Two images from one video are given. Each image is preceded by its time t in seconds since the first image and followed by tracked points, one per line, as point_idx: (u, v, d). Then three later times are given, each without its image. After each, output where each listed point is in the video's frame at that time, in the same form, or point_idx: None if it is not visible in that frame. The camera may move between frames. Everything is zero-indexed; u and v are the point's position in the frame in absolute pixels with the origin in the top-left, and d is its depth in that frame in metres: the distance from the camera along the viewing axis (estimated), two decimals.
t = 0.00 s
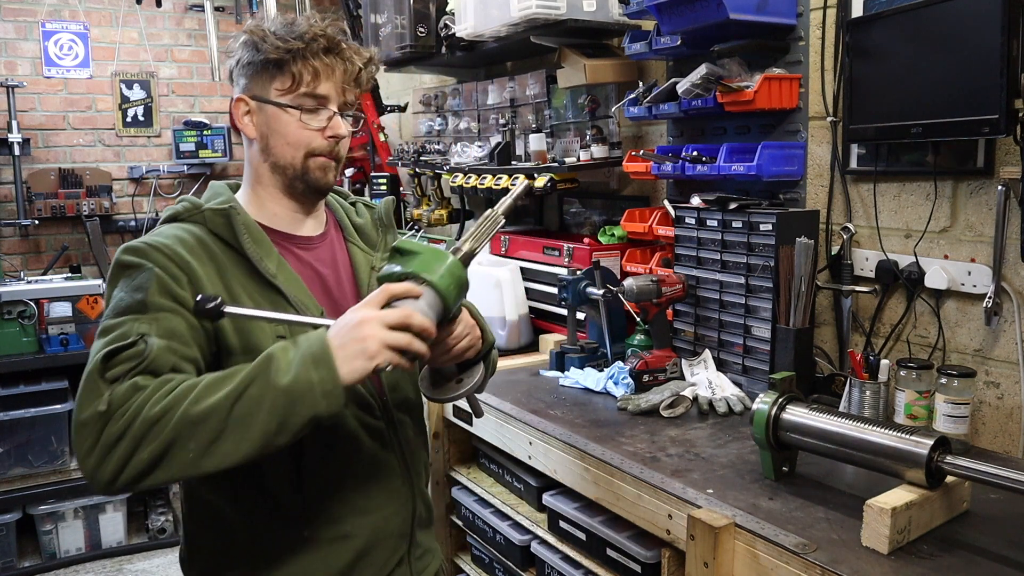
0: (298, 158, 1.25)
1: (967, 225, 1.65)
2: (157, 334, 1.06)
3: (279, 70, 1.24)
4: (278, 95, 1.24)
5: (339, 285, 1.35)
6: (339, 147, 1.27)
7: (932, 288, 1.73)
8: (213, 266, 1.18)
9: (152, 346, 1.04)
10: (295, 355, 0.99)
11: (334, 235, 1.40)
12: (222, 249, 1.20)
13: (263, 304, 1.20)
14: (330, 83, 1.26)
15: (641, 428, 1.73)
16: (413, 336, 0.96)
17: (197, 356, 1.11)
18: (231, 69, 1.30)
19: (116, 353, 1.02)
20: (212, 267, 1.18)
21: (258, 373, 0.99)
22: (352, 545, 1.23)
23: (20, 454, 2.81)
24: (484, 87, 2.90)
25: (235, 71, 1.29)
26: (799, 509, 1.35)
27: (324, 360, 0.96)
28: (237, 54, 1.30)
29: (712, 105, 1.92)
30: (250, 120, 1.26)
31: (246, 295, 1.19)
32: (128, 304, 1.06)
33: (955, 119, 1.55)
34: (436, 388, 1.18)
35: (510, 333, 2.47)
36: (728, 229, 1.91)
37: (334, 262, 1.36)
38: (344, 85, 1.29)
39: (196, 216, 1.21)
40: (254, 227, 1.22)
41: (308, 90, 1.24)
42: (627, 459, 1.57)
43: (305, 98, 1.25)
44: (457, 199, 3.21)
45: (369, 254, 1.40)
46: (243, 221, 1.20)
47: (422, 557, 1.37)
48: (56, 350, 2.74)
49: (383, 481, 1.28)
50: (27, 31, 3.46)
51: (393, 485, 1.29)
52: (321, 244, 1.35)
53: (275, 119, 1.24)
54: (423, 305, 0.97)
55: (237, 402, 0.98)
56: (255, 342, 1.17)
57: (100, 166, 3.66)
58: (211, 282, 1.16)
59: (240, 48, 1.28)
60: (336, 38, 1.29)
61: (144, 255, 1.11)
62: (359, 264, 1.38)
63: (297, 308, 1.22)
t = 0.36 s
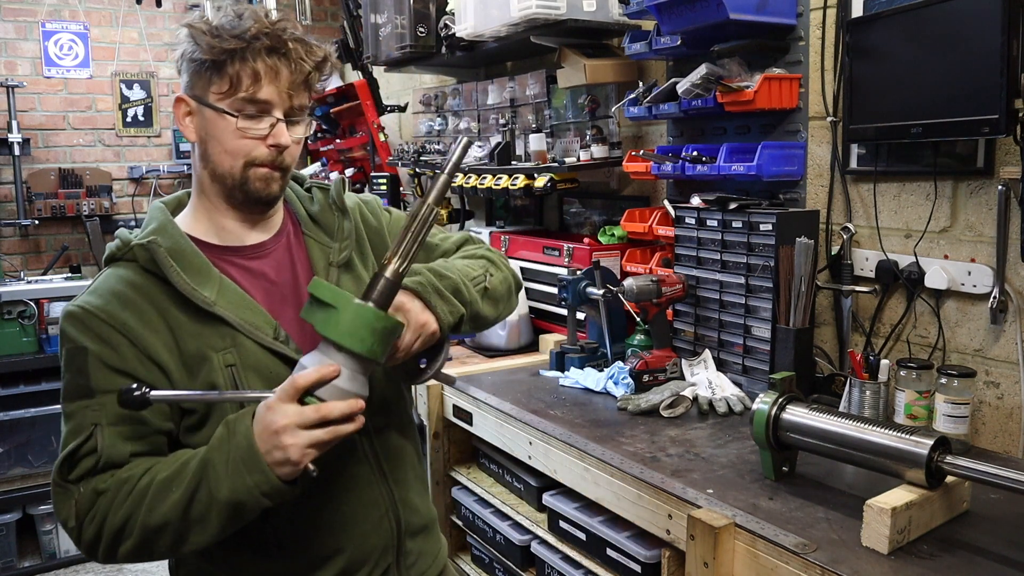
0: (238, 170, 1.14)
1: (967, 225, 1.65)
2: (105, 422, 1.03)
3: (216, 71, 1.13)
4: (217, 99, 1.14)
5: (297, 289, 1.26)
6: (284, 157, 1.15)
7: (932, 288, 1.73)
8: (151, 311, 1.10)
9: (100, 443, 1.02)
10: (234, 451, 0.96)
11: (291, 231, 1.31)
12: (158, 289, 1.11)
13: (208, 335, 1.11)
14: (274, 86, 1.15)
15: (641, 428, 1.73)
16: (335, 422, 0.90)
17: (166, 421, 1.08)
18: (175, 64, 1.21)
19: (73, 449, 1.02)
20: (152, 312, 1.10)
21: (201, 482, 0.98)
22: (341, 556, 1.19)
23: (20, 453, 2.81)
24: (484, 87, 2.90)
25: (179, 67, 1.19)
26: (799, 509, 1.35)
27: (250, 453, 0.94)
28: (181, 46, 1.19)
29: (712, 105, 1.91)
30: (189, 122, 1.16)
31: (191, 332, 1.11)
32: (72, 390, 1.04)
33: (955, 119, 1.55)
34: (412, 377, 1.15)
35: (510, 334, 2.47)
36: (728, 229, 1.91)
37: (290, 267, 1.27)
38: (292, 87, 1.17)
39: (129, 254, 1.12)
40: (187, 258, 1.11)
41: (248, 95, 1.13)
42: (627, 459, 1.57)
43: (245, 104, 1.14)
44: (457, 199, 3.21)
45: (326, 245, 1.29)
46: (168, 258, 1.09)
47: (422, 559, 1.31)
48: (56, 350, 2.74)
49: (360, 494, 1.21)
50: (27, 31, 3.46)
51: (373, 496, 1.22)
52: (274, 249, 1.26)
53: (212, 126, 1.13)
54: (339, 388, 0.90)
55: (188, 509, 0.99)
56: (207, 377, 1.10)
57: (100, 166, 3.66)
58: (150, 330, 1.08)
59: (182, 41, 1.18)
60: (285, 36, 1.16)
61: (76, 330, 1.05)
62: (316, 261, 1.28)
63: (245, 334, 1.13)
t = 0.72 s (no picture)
0: (254, 175, 1.09)
1: (967, 225, 1.65)
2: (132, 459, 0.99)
3: (223, 70, 1.09)
4: (229, 101, 1.10)
5: (322, 302, 1.17)
6: (301, 158, 1.10)
7: (932, 288, 1.73)
8: (170, 337, 1.04)
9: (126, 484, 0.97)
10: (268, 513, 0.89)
11: (318, 236, 1.22)
12: (176, 312, 1.05)
13: (224, 361, 1.04)
14: (286, 81, 1.09)
15: (640, 428, 1.73)
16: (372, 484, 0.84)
17: (194, 450, 1.03)
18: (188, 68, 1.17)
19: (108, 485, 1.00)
20: (170, 337, 1.04)
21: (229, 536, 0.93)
22: None
23: (20, 453, 2.81)
24: (484, 87, 2.90)
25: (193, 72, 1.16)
26: (799, 509, 1.35)
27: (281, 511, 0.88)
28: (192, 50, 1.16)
29: (712, 105, 1.91)
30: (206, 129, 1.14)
31: (210, 357, 1.04)
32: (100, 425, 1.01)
33: (955, 118, 1.55)
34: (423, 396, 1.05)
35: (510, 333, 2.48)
36: (728, 229, 1.91)
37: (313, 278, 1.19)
38: (306, 81, 1.11)
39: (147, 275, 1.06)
40: (201, 279, 1.04)
41: (257, 93, 1.08)
42: (627, 459, 1.57)
43: (256, 103, 1.09)
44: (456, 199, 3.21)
45: (351, 253, 1.20)
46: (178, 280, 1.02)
47: None
48: (56, 349, 2.74)
49: (391, 524, 1.12)
50: (27, 31, 3.46)
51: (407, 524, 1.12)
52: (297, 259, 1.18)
53: (226, 129, 1.09)
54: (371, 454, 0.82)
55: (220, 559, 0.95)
56: (225, 404, 1.03)
57: (100, 166, 3.66)
58: (169, 358, 1.03)
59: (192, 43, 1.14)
60: (291, 27, 1.11)
61: (98, 361, 1.01)
62: (340, 269, 1.18)
63: (262, 360, 1.04)
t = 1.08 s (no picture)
0: (331, 174, 1.04)
1: (967, 225, 1.65)
2: (195, 462, 0.98)
3: (309, 62, 1.04)
4: (312, 95, 1.05)
5: (400, 314, 1.11)
6: (381, 160, 1.04)
7: (932, 288, 1.73)
8: (239, 337, 1.03)
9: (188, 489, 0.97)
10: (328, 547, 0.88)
11: (401, 241, 1.17)
12: (246, 313, 1.04)
13: (291, 368, 1.02)
14: (372, 77, 1.03)
15: (641, 428, 1.73)
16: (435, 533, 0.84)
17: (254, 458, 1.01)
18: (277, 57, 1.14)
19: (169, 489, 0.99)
20: (238, 339, 1.03)
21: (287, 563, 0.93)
22: None
23: (20, 454, 2.81)
24: (484, 87, 2.90)
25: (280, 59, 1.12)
26: (799, 509, 1.35)
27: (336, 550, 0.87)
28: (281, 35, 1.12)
29: (712, 106, 1.91)
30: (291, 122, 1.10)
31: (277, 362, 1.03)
32: (166, 424, 1.00)
33: (955, 118, 1.55)
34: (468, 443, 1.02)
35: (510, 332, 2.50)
36: (728, 229, 1.91)
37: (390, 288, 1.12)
38: (394, 77, 1.04)
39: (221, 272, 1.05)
40: (274, 278, 1.03)
41: (340, 88, 1.03)
42: (627, 459, 1.57)
43: (340, 99, 1.04)
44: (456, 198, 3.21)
45: (437, 262, 1.14)
46: (249, 278, 1.01)
47: None
48: (56, 349, 2.74)
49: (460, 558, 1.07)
50: (27, 31, 3.46)
51: (474, 554, 1.08)
52: (377, 266, 1.12)
53: (308, 124, 1.05)
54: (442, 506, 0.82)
55: None
56: (288, 413, 1.01)
57: (100, 166, 3.66)
58: (237, 359, 1.02)
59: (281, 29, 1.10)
60: (384, 20, 1.05)
61: (169, 357, 1.01)
62: (424, 280, 1.12)
63: (330, 368, 1.01)
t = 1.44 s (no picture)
0: (333, 179, 0.98)
1: (967, 225, 1.65)
2: (184, 481, 0.94)
3: (309, 57, 0.97)
4: (313, 93, 0.98)
5: (414, 322, 1.07)
6: (386, 167, 0.97)
7: (932, 288, 1.73)
8: (234, 350, 0.98)
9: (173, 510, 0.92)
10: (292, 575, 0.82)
11: (416, 244, 1.12)
12: (242, 324, 0.98)
13: (293, 385, 0.96)
14: (377, 76, 0.95)
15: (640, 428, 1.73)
16: None
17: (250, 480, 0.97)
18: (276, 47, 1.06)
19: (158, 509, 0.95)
20: (233, 353, 0.98)
21: None
22: None
23: (20, 453, 2.81)
24: (484, 87, 2.90)
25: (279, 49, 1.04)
26: (799, 509, 1.35)
27: None
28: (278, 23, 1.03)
29: (712, 106, 1.91)
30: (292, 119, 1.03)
31: (275, 377, 0.97)
32: (155, 440, 0.96)
33: (955, 118, 1.55)
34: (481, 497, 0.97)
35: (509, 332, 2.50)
36: (728, 229, 1.91)
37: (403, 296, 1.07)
38: (403, 76, 0.96)
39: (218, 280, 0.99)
40: (273, 289, 0.98)
41: (342, 88, 0.95)
42: (627, 459, 1.57)
43: (343, 100, 0.96)
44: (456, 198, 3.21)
45: (455, 269, 1.10)
46: (247, 288, 0.96)
47: None
48: (56, 350, 2.74)
49: None
50: (27, 31, 3.46)
51: None
52: (389, 273, 1.07)
53: (310, 124, 0.98)
54: (425, 550, 0.76)
55: None
56: (288, 433, 0.95)
57: (100, 165, 3.66)
58: (231, 374, 0.97)
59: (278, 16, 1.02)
60: (390, 10, 0.97)
61: (160, 369, 0.97)
62: (443, 289, 1.08)
63: (334, 386, 0.96)
